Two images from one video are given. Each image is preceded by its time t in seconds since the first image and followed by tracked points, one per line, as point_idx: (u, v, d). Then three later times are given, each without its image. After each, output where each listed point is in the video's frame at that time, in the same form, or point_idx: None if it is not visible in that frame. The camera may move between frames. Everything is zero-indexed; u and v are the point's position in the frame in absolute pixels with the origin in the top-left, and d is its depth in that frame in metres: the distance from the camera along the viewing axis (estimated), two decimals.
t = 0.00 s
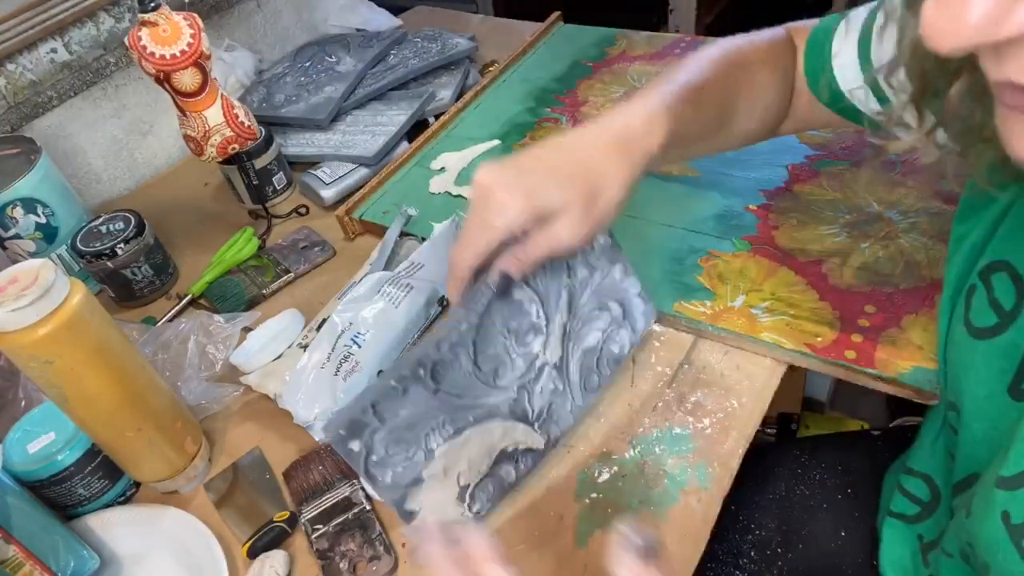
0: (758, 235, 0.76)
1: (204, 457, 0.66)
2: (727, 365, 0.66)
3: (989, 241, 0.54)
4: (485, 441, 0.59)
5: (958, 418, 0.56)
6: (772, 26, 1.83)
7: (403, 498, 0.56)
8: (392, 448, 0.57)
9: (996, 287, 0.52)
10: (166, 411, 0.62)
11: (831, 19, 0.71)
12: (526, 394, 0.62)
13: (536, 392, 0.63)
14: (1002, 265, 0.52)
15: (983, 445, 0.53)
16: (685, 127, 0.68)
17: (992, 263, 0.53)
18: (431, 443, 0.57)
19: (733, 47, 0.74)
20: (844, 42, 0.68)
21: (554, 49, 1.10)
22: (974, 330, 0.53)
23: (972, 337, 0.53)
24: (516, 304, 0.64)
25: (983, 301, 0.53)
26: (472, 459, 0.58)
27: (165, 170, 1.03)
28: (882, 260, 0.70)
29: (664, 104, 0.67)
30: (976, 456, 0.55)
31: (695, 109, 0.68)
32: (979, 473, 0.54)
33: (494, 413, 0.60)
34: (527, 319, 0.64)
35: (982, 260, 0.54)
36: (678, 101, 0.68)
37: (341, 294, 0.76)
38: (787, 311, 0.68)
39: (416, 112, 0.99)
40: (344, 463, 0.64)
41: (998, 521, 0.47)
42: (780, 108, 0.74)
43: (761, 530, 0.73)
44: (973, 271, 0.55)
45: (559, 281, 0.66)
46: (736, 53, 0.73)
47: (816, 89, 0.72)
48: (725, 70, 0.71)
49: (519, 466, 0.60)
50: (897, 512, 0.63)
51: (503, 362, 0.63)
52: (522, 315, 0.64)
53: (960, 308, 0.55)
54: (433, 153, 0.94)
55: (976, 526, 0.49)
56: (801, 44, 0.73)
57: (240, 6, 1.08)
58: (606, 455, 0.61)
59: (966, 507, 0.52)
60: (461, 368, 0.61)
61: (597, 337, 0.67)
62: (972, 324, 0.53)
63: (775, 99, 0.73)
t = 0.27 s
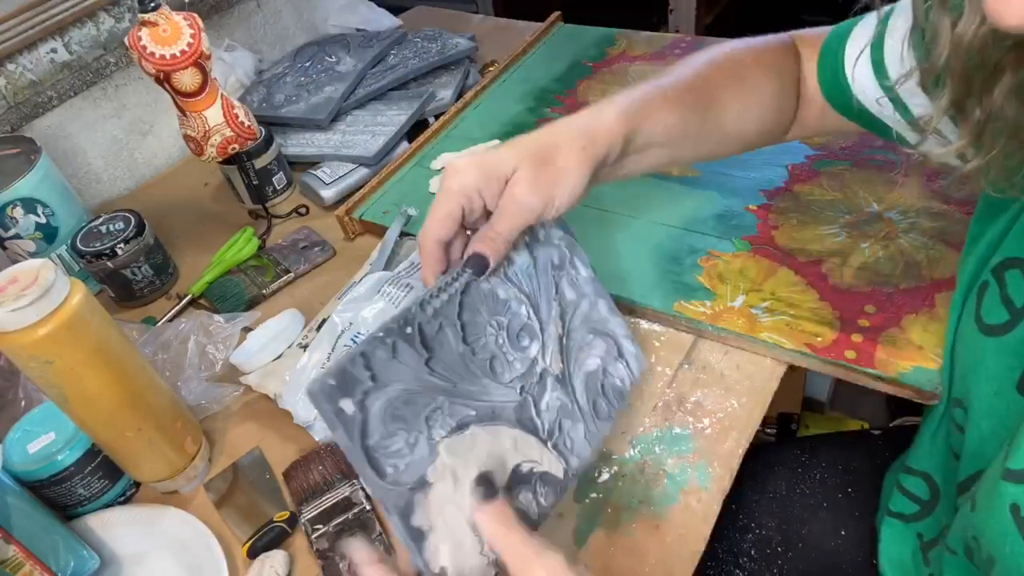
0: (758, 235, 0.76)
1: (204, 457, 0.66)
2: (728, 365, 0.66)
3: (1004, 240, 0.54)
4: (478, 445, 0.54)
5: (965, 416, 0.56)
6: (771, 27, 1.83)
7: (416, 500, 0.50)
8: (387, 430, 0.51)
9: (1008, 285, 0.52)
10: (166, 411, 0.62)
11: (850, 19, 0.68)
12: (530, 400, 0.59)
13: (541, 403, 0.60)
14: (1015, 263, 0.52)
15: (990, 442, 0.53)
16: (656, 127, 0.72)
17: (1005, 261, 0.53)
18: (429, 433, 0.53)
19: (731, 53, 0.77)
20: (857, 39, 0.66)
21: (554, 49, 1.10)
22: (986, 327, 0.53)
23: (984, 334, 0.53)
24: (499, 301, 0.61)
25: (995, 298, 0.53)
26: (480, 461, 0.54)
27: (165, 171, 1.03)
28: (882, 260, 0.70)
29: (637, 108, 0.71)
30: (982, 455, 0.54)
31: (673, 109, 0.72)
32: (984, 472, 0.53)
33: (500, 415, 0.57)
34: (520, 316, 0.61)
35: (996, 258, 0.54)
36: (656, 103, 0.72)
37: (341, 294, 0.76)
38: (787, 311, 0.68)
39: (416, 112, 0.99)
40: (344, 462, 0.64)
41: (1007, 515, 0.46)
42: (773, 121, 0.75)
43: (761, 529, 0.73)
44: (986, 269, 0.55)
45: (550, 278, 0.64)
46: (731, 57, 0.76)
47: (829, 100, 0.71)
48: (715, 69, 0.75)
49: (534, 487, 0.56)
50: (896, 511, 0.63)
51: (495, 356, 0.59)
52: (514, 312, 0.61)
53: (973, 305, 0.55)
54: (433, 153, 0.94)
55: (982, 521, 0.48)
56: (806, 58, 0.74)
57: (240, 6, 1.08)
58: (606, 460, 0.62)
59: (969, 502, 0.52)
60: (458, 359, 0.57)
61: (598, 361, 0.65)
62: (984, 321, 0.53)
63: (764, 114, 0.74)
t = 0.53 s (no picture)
0: (758, 235, 0.76)
1: (204, 457, 0.66)
2: (728, 365, 0.66)
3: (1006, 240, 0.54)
4: (506, 439, 0.55)
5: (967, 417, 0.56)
6: (770, 27, 1.83)
7: (429, 463, 0.53)
8: (409, 401, 0.57)
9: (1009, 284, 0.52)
10: (166, 411, 0.62)
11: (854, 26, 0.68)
12: (571, 424, 0.58)
13: (586, 435, 0.58)
14: (1017, 262, 0.52)
15: (992, 442, 0.53)
16: (672, 168, 0.71)
17: (1008, 260, 0.53)
18: (452, 412, 0.57)
19: (732, 76, 0.75)
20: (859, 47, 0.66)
21: (554, 49, 1.10)
22: (988, 327, 0.53)
23: (986, 334, 0.53)
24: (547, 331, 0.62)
25: (996, 297, 0.53)
26: (501, 455, 0.54)
27: (165, 171, 1.03)
28: (883, 260, 0.70)
29: (649, 151, 0.71)
30: (984, 456, 0.54)
31: (685, 147, 0.71)
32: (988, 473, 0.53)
33: (534, 425, 0.57)
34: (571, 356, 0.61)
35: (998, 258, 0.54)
36: (665, 144, 0.72)
37: (341, 293, 0.76)
38: (787, 311, 0.68)
39: (416, 112, 0.99)
40: (344, 463, 0.64)
41: (1012, 512, 0.46)
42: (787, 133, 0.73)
43: (762, 530, 0.73)
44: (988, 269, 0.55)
45: (609, 328, 0.62)
46: (731, 82, 0.74)
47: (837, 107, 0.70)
48: (723, 98, 0.73)
49: (561, 505, 0.54)
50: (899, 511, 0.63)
51: (540, 374, 0.60)
52: (565, 349, 0.61)
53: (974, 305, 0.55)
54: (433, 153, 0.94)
55: (987, 518, 0.48)
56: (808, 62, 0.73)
57: (240, 6, 1.08)
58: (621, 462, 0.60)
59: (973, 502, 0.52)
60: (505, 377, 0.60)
61: (658, 422, 0.58)
62: (986, 321, 0.53)
63: (777, 125, 0.73)
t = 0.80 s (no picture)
0: (758, 235, 0.76)
1: (204, 457, 0.66)
2: (728, 365, 0.66)
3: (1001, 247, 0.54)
4: (505, 359, 0.53)
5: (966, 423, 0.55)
6: (770, 28, 1.83)
7: (435, 346, 0.49)
8: (449, 272, 0.51)
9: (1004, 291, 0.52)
10: (166, 411, 0.62)
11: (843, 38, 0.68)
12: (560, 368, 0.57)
13: (564, 381, 0.57)
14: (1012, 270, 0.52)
15: (988, 448, 0.53)
16: (701, 149, 0.71)
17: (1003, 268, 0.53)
18: (477, 303, 0.52)
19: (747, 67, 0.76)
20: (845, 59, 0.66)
21: (554, 49, 1.10)
22: (983, 334, 0.53)
23: (981, 341, 0.52)
24: (575, 269, 0.59)
25: (992, 304, 0.53)
26: (491, 373, 0.53)
27: (165, 170, 1.03)
28: (883, 260, 0.70)
29: (684, 127, 0.70)
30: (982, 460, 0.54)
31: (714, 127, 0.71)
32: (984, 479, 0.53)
33: (532, 355, 0.55)
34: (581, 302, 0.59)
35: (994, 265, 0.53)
36: (696, 121, 0.71)
37: (340, 294, 0.76)
38: (787, 311, 0.68)
39: (416, 112, 0.99)
40: (344, 463, 0.64)
41: (1009, 516, 0.46)
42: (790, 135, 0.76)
43: (762, 530, 0.73)
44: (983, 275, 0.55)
45: (621, 292, 0.60)
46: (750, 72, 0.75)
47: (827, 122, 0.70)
48: (745, 88, 0.74)
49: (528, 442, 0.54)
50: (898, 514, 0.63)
51: (557, 308, 0.57)
52: (581, 295, 0.59)
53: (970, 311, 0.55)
54: (433, 153, 0.94)
55: (982, 522, 0.48)
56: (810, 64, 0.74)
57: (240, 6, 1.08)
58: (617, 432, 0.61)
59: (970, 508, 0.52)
60: (532, 298, 0.56)
61: (615, 401, 0.59)
62: (981, 328, 0.53)
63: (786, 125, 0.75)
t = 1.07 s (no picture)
0: (758, 235, 0.76)
1: (204, 457, 0.66)
2: (728, 365, 0.66)
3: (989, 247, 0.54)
4: (507, 320, 0.53)
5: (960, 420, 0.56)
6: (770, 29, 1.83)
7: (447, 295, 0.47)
8: (464, 222, 0.49)
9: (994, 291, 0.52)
10: (166, 411, 0.62)
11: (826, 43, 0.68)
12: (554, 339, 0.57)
13: (556, 354, 0.58)
14: (1001, 270, 0.52)
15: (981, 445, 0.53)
16: (695, 144, 0.72)
17: (992, 269, 0.53)
18: (487, 259, 0.51)
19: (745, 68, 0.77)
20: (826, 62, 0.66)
21: (554, 49, 1.10)
22: (974, 335, 0.53)
23: (971, 340, 0.53)
24: (576, 244, 0.60)
25: (982, 305, 0.53)
26: (493, 332, 0.52)
27: (165, 170, 1.04)
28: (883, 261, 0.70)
29: (683, 119, 0.71)
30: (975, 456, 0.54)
31: (710, 123, 0.72)
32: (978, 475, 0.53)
33: (531, 322, 0.55)
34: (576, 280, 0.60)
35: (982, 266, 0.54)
36: (693, 116, 0.72)
37: (340, 294, 0.76)
38: (786, 311, 0.68)
39: (416, 111, 0.99)
40: (344, 463, 0.64)
41: (994, 507, 0.46)
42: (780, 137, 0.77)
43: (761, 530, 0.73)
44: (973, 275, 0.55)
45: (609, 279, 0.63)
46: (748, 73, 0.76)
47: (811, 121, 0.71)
48: (742, 86, 0.75)
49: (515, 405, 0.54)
50: (898, 514, 0.62)
51: (557, 279, 0.57)
52: (579, 272, 0.60)
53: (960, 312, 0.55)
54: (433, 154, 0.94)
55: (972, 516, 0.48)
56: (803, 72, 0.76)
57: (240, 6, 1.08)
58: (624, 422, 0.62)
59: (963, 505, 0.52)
60: (536, 265, 0.56)
61: (597, 383, 0.63)
62: (971, 328, 0.53)
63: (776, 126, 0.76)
